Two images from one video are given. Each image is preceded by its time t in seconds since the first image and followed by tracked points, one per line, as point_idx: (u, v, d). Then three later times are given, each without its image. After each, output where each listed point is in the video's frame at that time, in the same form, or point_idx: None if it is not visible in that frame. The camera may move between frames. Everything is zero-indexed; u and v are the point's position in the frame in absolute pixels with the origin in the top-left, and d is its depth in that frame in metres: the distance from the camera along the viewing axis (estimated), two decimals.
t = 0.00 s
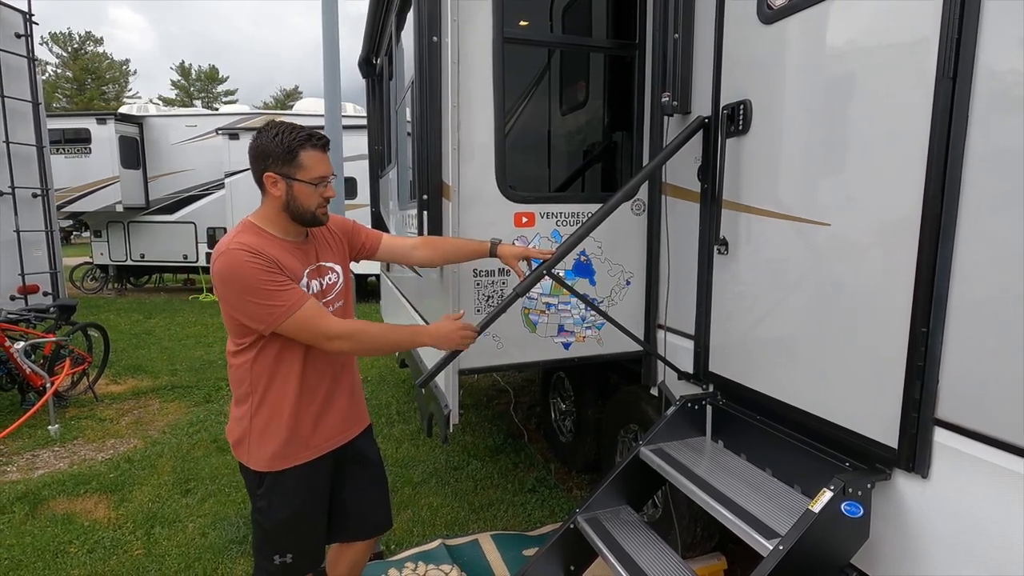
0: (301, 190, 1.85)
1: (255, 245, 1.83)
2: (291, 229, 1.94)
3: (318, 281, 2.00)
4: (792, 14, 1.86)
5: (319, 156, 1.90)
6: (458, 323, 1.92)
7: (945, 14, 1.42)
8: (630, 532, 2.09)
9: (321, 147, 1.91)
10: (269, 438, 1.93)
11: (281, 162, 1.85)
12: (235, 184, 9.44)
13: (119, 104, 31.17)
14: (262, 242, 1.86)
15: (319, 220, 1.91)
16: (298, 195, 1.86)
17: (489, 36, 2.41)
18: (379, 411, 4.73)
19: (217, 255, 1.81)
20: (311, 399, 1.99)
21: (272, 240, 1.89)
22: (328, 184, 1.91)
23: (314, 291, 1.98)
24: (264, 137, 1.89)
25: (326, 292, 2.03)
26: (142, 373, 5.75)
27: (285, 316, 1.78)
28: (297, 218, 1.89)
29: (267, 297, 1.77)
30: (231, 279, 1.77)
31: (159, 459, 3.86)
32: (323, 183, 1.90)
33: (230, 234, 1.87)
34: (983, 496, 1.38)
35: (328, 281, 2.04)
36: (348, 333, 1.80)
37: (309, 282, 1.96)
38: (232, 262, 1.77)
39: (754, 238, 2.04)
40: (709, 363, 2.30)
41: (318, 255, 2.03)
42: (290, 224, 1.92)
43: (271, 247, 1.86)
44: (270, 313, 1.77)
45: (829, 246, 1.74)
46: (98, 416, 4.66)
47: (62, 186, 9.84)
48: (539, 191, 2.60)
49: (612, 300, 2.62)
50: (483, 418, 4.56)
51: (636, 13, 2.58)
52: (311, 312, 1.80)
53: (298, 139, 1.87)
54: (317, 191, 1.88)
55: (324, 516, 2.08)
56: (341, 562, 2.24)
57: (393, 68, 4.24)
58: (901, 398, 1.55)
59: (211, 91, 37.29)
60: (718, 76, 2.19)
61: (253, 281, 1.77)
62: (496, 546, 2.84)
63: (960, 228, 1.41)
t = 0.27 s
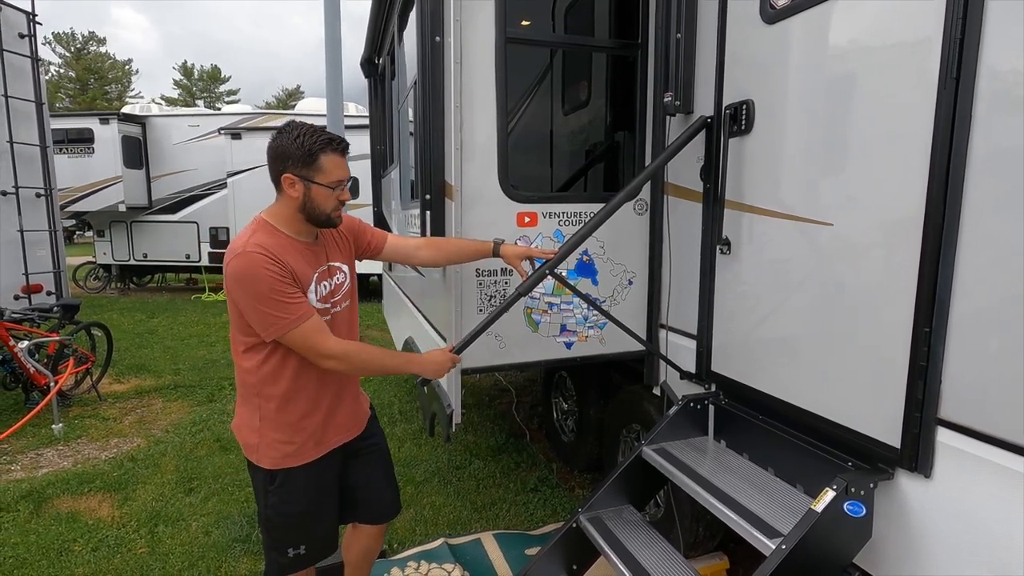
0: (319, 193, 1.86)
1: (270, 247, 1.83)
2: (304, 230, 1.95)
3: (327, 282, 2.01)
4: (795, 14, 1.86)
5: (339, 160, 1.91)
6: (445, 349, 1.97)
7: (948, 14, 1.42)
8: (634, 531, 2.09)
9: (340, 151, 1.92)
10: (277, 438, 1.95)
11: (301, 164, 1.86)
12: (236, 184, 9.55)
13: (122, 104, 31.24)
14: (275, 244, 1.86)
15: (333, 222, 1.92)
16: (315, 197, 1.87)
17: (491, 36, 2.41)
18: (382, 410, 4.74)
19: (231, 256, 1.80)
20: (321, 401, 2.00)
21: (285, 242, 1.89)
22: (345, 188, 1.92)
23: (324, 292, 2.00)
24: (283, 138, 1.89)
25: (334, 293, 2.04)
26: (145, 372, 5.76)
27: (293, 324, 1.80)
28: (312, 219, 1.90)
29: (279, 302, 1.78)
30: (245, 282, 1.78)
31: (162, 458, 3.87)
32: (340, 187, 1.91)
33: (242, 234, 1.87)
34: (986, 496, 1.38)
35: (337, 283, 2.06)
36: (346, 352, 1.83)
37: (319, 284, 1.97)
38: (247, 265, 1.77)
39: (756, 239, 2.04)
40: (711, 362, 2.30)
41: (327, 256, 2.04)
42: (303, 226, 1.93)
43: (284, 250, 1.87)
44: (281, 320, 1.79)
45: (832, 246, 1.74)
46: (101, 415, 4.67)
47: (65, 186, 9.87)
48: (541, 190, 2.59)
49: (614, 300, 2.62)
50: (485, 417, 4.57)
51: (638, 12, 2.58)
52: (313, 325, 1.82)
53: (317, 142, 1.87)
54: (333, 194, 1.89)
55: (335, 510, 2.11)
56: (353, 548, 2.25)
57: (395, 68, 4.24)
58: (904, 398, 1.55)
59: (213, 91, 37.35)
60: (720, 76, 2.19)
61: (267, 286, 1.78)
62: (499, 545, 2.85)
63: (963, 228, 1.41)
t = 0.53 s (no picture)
0: (336, 192, 1.88)
1: (288, 242, 1.85)
2: (324, 227, 1.97)
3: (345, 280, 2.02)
4: (798, 13, 1.86)
5: (359, 161, 1.93)
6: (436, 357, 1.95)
7: (952, 13, 1.42)
8: (636, 530, 2.09)
9: (360, 151, 1.94)
10: (293, 430, 1.97)
11: (320, 163, 1.88)
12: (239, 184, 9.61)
13: (125, 104, 31.31)
14: (293, 238, 1.88)
15: (349, 221, 1.94)
16: (332, 196, 1.89)
17: (494, 35, 2.42)
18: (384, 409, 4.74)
19: (251, 246, 1.84)
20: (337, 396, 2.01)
21: (304, 237, 1.91)
22: (363, 187, 1.94)
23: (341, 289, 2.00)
24: (306, 137, 1.92)
25: (351, 290, 2.05)
26: (148, 372, 5.78)
27: (301, 319, 1.80)
28: (329, 217, 1.92)
29: (292, 297, 1.80)
30: (260, 276, 1.80)
31: (166, 457, 3.88)
32: (357, 187, 1.93)
33: (265, 226, 1.90)
34: (990, 495, 1.38)
35: (354, 280, 2.07)
36: (345, 354, 1.82)
37: (337, 281, 1.98)
38: (265, 258, 1.79)
39: (759, 238, 2.04)
40: (714, 362, 2.30)
41: (346, 254, 2.05)
42: (322, 222, 1.95)
43: (302, 245, 1.89)
44: (289, 315, 1.80)
45: (835, 245, 1.74)
46: (105, 414, 4.68)
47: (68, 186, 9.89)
48: (544, 190, 2.60)
49: (617, 299, 2.62)
50: (487, 417, 4.57)
51: (640, 12, 2.58)
52: (318, 322, 1.82)
53: (337, 141, 1.90)
54: (351, 193, 1.91)
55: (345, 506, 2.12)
56: (361, 541, 2.34)
57: (397, 67, 4.25)
58: (907, 397, 1.54)
59: (216, 91, 37.40)
60: (723, 75, 2.19)
61: (280, 279, 1.79)
62: (502, 544, 2.85)
63: (967, 227, 1.41)
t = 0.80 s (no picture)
0: (363, 186, 1.91)
1: (305, 229, 1.90)
2: (351, 220, 2.01)
3: (364, 274, 2.02)
4: (800, 12, 1.86)
5: (388, 158, 1.96)
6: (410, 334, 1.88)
7: (954, 12, 1.42)
8: (638, 529, 2.09)
9: (391, 149, 1.96)
10: (305, 417, 1.99)
11: (352, 157, 1.92)
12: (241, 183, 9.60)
13: (127, 103, 31.36)
14: (313, 226, 1.92)
15: (373, 215, 1.96)
16: (360, 190, 1.92)
17: (496, 34, 2.42)
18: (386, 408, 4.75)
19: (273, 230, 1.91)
20: (345, 387, 2.03)
21: (323, 227, 1.95)
22: (390, 184, 1.96)
23: (359, 283, 2.01)
24: (343, 133, 1.98)
25: (371, 286, 2.05)
26: (150, 371, 5.79)
27: (288, 305, 1.83)
28: (357, 211, 1.96)
29: (294, 281, 1.83)
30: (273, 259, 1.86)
31: (168, 455, 3.89)
32: (385, 183, 1.95)
33: (295, 213, 1.98)
34: (992, 494, 1.38)
35: (376, 277, 2.06)
36: (320, 340, 1.83)
37: (353, 274, 1.99)
38: (279, 243, 1.84)
39: (761, 237, 2.03)
40: (716, 361, 2.30)
41: (369, 250, 2.05)
42: (350, 216, 1.99)
43: (318, 234, 1.92)
44: (282, 298, 1.82)
45: (836, 244, 1.74)
46: (107, 413, 4.70)
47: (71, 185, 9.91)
48: (545, 189, 2.60)
49: (618, 298, 2.62)
50: (488, 416, 4.57)
51: (642, 10, 2.58)
52: (304, 309, 1.84)
53: (369, 137, 1.93)
54: (378, 188, 1.93)
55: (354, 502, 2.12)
56: (365, 540, 2.36)
57: (399, 67, 4.25)
58: (909, 396, 1.54)
59: (218, 91, 37.48)
60: (725, 74, 2.19)
61: (285, 263, 1.83)
62: (503, 543, 2.85)
63: (969, 225, 1.41)
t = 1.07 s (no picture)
0: (352, 179, 1.91)
1: (305, 222, 1.92)
2: (351, 216, 2.01)
3: (364, 269, 2.02)
4: (802, 11, 1.86)
5: (377, 151, 1.94)
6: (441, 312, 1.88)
7: (956, 11, 1.41)
8: (638, 528, 2.10)
9: (382, 142, 1.95)
10: (304, 407, 2.02)
11: (343, 152, 1.94)
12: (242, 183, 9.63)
13: (129, 103, 31.39)
14: (312, 220, 1.95)
15: (364, 210, 1.94)
16: (350, 184, 1.92)
17: (498, 34, 2.42)
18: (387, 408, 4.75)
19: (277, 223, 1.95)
20: (343, 380, 2.03)
21: (323, 221, 1.97)
22: (381, 177, 1.94)
23: (359, 277, 2.01)
24: (339, 131, 2.01)
25: (372, 281, 2.04)
26: (152, 370, 5.80)
27: (306, 290, 1.85)
28: (349, 207, 1.96)
29: (299, 270, 1.85)
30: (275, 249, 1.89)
31: (170, 454, 3.89)
32: (375, 176, 1.93)
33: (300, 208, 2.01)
34: (993, 494, 1.38)
35: (377, 272, 2.05)
36: (347, 321, 1.83)
37: (353, 267, 1.99)
38: (280, 235, 1.88)
39: (763, 236, 2.03)
40: (717, 360, 2.30)
41: (370, 245, 2.05)
42: (347, 211, 2.00)
43: (319, 226, 1.94)
44: (296, 284, 1.85)
45: (837, 243, 1.74)
46: (109, 412, 4.71)
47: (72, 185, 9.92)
48: (547, 189, 2.60)
49: (619, 298, 2.62)
50: (489, 415, 4.57)
51: (643, 9, 2.58)
52: (327, 293, 1.86)
53: (359, 132, 1.94)
54: (368, 182, 1.92)
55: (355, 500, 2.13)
56: (364, 539, 2.36)
57: (400, 67, 4.26)
58: (911, 396, 1.54)
59: (219, 91, 37.52)
60: (726, 73, 2.19)
61: (291, 253, 1.86)
62: (504, 542, 2.85)
63: (971, 225, 1.41)
